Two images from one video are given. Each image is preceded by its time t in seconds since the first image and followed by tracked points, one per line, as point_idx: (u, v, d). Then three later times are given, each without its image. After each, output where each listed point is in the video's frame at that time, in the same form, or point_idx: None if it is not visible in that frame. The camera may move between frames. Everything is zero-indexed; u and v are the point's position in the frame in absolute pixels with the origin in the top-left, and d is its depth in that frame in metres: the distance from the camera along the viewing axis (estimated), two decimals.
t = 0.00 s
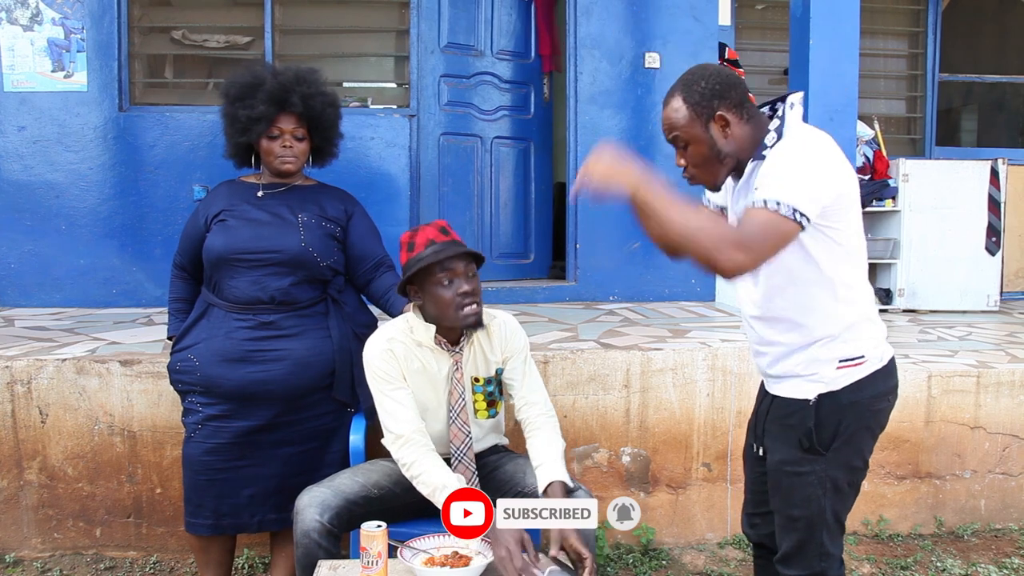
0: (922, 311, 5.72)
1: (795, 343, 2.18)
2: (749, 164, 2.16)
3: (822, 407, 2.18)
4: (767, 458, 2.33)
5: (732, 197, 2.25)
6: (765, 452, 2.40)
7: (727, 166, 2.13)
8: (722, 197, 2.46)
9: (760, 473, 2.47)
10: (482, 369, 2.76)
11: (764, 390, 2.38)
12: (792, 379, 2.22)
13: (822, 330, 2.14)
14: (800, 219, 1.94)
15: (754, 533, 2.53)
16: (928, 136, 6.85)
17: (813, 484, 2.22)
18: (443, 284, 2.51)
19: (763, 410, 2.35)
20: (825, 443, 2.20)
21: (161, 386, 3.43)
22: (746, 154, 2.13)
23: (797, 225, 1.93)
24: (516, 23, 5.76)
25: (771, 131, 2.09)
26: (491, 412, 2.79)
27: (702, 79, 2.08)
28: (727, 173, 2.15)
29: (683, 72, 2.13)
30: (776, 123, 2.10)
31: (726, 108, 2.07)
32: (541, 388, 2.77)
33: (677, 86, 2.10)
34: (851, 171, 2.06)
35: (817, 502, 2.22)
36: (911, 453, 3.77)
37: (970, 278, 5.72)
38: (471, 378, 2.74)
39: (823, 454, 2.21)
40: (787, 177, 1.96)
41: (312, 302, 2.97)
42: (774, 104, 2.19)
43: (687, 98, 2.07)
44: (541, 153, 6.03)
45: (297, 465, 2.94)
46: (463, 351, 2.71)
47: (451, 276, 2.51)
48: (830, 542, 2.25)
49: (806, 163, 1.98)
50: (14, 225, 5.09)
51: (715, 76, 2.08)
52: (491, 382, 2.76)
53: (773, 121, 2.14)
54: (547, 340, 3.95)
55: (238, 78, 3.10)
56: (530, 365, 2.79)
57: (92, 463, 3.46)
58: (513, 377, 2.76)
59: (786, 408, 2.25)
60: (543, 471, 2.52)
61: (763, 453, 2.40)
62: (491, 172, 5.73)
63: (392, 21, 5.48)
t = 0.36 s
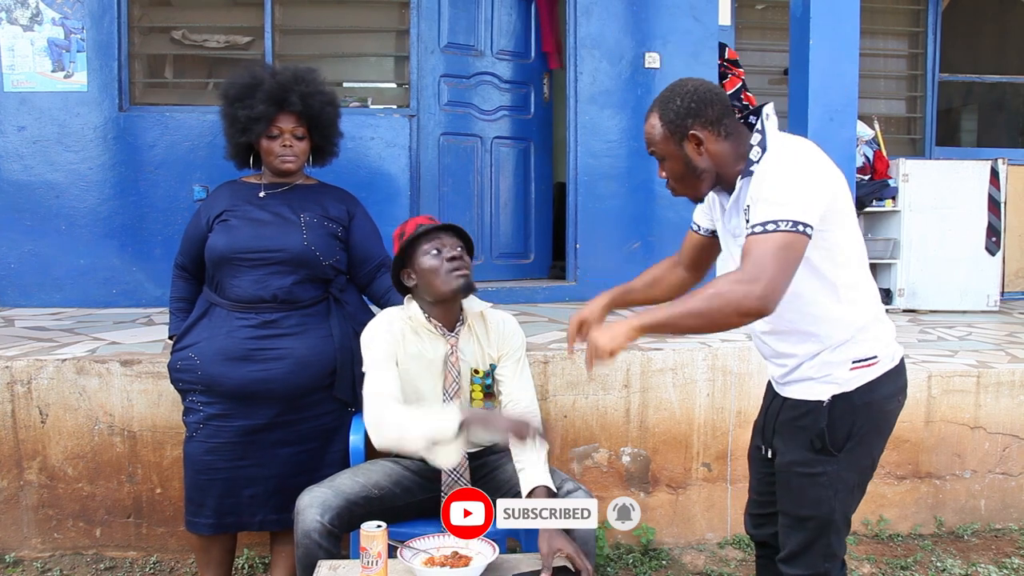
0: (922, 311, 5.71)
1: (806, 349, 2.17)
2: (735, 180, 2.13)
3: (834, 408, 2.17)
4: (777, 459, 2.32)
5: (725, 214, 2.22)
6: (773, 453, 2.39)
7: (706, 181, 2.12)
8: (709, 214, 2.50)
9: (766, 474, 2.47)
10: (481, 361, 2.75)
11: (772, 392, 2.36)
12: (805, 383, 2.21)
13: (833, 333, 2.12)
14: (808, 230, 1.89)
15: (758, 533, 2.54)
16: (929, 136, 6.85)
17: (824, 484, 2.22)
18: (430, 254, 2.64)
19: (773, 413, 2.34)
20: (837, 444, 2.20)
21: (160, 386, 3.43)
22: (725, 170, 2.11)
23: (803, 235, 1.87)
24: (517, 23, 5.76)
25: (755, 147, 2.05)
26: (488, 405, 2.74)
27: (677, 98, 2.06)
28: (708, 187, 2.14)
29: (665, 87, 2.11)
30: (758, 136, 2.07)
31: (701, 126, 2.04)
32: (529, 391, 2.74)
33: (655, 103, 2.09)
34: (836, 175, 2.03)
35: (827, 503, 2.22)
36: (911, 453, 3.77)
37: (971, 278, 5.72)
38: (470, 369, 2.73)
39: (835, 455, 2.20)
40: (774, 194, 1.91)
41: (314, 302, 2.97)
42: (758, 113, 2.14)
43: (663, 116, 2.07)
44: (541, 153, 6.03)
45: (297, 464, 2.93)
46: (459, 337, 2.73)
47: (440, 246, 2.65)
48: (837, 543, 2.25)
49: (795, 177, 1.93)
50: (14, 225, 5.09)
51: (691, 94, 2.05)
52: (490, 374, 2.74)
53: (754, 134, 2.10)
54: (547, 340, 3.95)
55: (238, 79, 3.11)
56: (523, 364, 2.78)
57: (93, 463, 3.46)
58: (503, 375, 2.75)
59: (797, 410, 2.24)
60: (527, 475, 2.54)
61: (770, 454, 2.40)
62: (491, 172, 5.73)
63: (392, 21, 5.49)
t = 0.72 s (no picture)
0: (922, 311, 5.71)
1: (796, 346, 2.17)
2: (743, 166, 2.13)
3: (824, 407, 2.17)
4: (768, 458, 2.33)
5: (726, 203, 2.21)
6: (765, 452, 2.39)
7: (714, 162, 2.11)
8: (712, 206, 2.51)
9: (758, 473, 2.47)
10: (470, 360, 2.77)
11: (762, 390, 2.37)
12: (795, 380, 2.21)
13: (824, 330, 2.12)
14: (817, 224, 1.89)
15: (753, 534, 2.53)
16: (929, 136, 6.85)
17: (815, 483, 2.22)
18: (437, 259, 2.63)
19: (763, 411, 2.35)
20: (827, 442, 2.20)
21: (160, 386, 3.43)
22: (735, 152, 2.10)
23: (814, 230, 1.88)
24: (517, 23, 5.76)
25: (762, 137, 2.06)
26: (469, 403, 2.80)
27: (694, 74, 2.06)
28: (715, 168, 2.13)
29: (682, 63, 2.11)
30: (768, 127, 2.07)
31: (714, 104, 2.04)
32: (524, 389, 2.70)
33: (671, 78, 2.09)
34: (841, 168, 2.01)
35: (818, 502, 2.22)
36: (911, 453, 3.77)
37: (971, 278, 5.72)
38: (456, 368, 2.76)
39: (826, 454, 2.20)
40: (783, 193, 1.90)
41: (316, 301, 2.97)
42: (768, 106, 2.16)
43: (678, 91, 2.06)
44: (541, 153, 6.03)
45: (296, 464, 2.93)
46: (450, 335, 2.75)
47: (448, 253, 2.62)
48: (831, 541, 2.25)
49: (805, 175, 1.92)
50: (15, 225, 5.09)
51: (708, 71, 2.05)
52: (475, 374, 2.77)
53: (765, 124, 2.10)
54: (547, 340, 3.95)
55: (244, 79, 3.12)
56: (518, 366, 2.74)
57: (92, 463, 3.46)
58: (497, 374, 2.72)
59: (787, 408, 2.24)
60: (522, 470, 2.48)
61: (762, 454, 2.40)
62: (491, 172, 5.73)
63: (392, 21, 5.49)
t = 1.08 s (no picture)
0: (921, 311, 5.72)
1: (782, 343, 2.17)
2: (758, 154, 2.13)
3: (809, 407, 2.17)
4: (758, 458, 2.33)
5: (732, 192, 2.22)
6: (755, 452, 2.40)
7: (729, 144, 2.13)
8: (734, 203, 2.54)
9: (749, 474, 2.47)
10: (474, 363, 2.75)
11: (749, 391, 2.38)
12: (781, 379, 2.21)
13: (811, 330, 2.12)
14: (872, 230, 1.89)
15: (747, 535, 2.53)
16: (929, 136, 6.85)
17: (804, 483, 2.22)
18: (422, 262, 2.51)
19: (750, 411, 2.37)
20: (813, 442, 2.19)
21: (160, 386, 3.43)
22: (752, 137, 2.11)
23: (874, 237, 1.88)
24: (517, 22, 5.76)
25: (784, 130, 2.04)
26: (472, 407, 2.79)
27: (721, 52, 2.08)
28: (730, 150, 2.15)
29: (710, 42, 2.15)
30: (790, 123, 2.05)
31: (737, 84, 2.06)
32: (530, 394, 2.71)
33: (697, 54, 2.12)
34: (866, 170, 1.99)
35: (808, 502, 2.22)
36: (911, 453, 3.77)
37: (970, 279, 5.73)
38: (460, 371, 2.74)
39: (812, 454, 2.20)
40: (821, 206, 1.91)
41: (320, 300, 2.96)
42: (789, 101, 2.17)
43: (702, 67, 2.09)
44: (541, 153, 6.03)
45: (296, 462, 2.93)
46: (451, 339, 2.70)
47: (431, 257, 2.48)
48: (825, 540, 2.24)
49: (836, 178, 1.91)
50: (15, 225, 5.09)
51: (735, 52, 2.07)
52: (479, 378, 2.76)
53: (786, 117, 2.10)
54: (547, 340, 3.95)
55: (250, 79, 3.13)
56: (525, 373, 2.75)
57: (92, 463, 3.46)
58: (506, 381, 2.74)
59: (773, 409, 2.25)
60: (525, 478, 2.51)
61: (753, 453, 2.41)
62: (491, 172, 5.73)
63: (392, 21, 5.49)
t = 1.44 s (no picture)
0: (922, 311, 5.72)
1: (780, 342, 2.18)
2: (781, 148, 2.14)
3: (804, 409, 2.17)
4: (754, 459, 2.32)
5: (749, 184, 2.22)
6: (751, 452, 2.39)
7: (751, 132, 2.15)
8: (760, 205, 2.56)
9: (745, 474, 2.47)
10: (468, 369, 2.75)
11: (744, 390, 2.39)
12: (777, 379, 2.21)
13: (809, 332, 2.12)
14: (901, 238, 1.90)
15: (742, 534, 2.54)
16: (929, 136, 6.85)
17: (800, 484, 2.21)
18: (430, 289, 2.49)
19: (745, 412, 2.36)
20: (808, 445, 2.18)
21: (161, 386, 3.43)
22: (775, 129, 2.13)
23: (901, 246, 1.90)
24: (517, 22, 5.76)
25: (810, 130, 2.05)
26: (469, 409, 2.78)
27: (759, 38, 2.11)
28: (751, 139, 2.17)
29: (753, 28, 2.17)
30: (817, 122, 2.06)
31: (768, 73, 2.08)
32: (525, 395, 2.73)
33: (737, 37, 2.15)
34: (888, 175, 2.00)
35: (803, 503, 2.22)
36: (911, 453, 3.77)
37: (970, 279, 5.73)
38: (454, 376, 2.74)
39: (808, 456, 2.19)
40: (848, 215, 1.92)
41: (324, 300, 2.96)
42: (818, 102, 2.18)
43: (737, 50, 2.12)
44: (541, 153, 6.04)
45: (297, 461, 2.93)
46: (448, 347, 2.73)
47: (442, 285, 2.49)
48: (823, 543, 2.24)
49: (862, 187, 1.93)
50: (15, 225, 5.09)
51: (772, 40, 2.10)
52: (474, 382, 2.75)
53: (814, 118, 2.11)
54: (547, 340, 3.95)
55: (256, 78, 3.14)
56: (519, 372, 2.75)
57: (92, 463, 3.46)
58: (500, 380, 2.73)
59: (768, 410, 2.25)
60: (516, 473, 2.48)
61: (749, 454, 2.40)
62: (491, 172, 5.73)
63: (393, 21, 5.49)
